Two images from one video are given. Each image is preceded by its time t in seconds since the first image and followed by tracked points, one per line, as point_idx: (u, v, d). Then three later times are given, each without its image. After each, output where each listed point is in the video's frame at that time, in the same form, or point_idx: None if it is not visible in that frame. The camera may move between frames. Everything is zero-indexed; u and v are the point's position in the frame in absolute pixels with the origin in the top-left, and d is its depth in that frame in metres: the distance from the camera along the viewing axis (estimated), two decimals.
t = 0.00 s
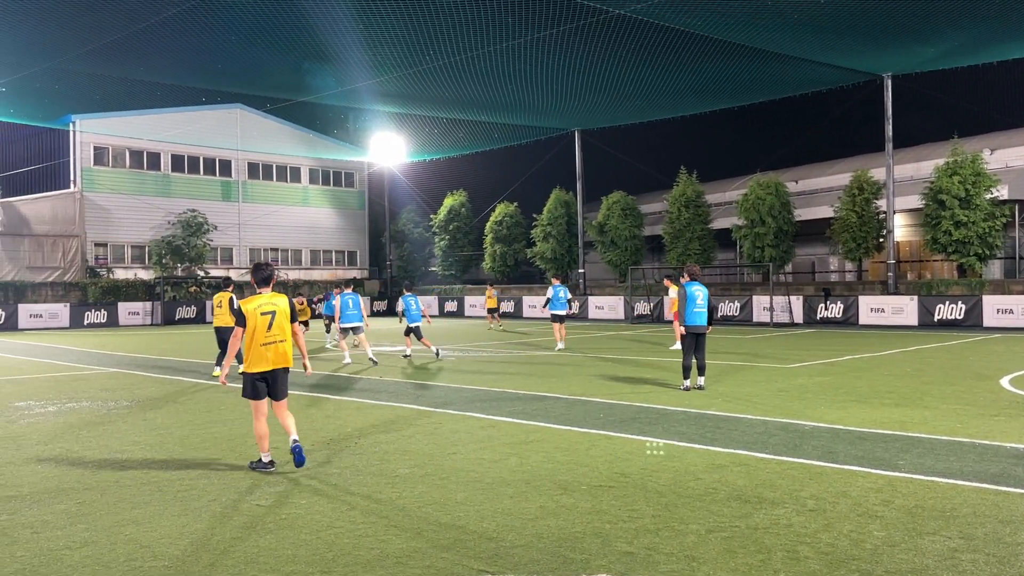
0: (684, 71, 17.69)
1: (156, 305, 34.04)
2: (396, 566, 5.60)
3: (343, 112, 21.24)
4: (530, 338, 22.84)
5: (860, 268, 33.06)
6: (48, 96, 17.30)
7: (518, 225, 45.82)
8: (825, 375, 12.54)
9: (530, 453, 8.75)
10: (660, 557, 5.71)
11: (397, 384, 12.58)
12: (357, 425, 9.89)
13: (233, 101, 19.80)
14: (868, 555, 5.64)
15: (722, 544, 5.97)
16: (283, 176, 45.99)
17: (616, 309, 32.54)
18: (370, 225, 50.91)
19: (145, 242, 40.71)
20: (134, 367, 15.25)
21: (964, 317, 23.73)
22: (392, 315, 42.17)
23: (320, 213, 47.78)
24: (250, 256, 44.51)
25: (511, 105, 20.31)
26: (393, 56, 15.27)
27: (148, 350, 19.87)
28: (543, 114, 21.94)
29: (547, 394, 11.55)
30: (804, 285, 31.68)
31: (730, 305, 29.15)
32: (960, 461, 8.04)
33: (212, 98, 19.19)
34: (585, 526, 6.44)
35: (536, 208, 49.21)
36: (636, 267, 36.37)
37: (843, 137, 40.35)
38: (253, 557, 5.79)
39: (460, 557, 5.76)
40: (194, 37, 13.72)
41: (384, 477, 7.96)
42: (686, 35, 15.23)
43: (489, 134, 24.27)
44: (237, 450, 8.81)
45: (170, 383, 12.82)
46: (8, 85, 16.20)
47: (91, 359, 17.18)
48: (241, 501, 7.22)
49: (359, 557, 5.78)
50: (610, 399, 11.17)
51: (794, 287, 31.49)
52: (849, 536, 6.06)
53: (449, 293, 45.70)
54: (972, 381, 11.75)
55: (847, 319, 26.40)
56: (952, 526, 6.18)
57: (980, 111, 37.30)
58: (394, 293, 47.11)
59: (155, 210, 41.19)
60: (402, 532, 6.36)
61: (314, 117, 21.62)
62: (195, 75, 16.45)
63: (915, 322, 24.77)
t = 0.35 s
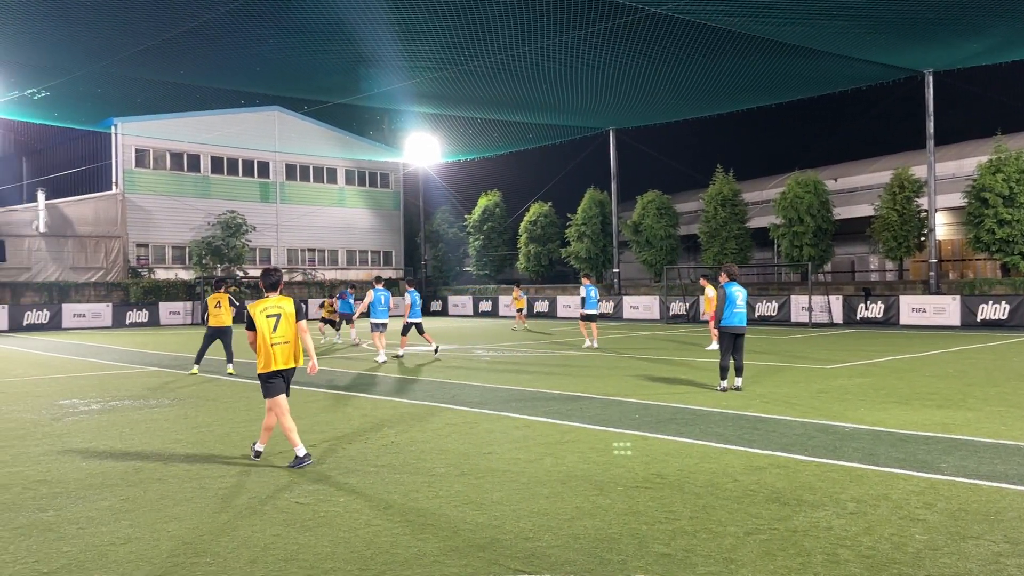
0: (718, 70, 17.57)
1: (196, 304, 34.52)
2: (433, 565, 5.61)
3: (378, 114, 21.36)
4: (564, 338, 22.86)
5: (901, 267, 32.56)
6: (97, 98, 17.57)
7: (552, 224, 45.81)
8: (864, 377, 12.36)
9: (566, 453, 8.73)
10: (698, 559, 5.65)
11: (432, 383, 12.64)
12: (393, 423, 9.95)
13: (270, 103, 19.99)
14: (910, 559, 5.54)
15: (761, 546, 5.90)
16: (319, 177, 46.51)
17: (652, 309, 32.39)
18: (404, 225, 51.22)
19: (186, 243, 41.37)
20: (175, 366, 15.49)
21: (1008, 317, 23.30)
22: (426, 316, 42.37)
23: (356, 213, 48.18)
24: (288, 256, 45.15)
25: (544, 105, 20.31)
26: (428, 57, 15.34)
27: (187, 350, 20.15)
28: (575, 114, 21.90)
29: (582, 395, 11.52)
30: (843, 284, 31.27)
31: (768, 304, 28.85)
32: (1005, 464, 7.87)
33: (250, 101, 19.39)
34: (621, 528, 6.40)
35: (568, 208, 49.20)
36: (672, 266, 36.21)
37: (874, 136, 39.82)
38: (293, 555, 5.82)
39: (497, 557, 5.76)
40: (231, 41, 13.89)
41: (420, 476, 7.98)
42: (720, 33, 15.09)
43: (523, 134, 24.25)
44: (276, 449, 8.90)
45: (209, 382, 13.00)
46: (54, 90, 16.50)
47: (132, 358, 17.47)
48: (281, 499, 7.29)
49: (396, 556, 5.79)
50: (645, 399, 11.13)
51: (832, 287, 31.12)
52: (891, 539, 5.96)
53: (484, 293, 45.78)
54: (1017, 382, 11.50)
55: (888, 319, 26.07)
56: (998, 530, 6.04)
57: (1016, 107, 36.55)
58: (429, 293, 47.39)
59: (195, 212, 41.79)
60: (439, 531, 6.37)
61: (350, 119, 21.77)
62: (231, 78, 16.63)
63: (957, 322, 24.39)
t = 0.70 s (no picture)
0: (765, 67, 17.31)
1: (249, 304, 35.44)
2: (482, 563, 5.63)
3: (426, 115, 21.50)
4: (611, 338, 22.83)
5: (959, 265, 31.82)
6: (160, 103, 18.14)
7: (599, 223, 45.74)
8: (921, 378, 12.08)
9: (614, 453, 8.71)
10: (748, 562, 5.58)
11: (480, 382, 12.71)
12: (440, 422, 10.01)
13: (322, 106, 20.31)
14: (967, 564, 5.42)
15: (813, 550, 5.81)
16: (368, 178, 47.17)
17: (701, 309, 32.30)
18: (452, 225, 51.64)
19: (240, 244, 42.28)
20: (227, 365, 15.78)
21: None
22: (473, 314, 42.67)
23: (405, 213, 48.71)
24: (338, 256, 45.88)
25: (588, 105, 20.23)
26: (474, 58, 15.36)
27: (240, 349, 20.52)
28: (619, 114, 21.78)
29: (630, 394, 11.49)
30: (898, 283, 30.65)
31: (821, 304, 28.40)
32: None
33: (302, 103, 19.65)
34: (670, 529, 6.35)
35: (612, 207, 49.05)
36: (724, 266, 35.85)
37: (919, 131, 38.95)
38: (343, 551, 5.89)
39: (546, 557, 5.75)
40: (282, 44, 14.10)
41: (469, 475, 8.02)
42: (768, 31, 14.84)
43: (567, 134, 24.21)
44: (326, 446, 9.04)
45: (261, 379, 13.28)
46: (114, 94, 16.91)
47: (186, 356, 17.84)
48: (332, 495, 7.39)
49: (445, 554, 5.82)
50: (693, 400, 11.05)
51: (887, 286, 30.49)
52: (947, 544, 5.82)
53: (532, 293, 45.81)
54: None
55: (945, 318, 25.54)
56: None
57: None
58: (477, 293, 47.65)
59: (249, 213, 42.77)
60: (488, 530, 6.38)
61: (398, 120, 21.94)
62: (282, 81, 16.90)
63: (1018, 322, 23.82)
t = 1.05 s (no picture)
0: (798, 65, 17.12)
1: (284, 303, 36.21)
2: (513, 563, 5.61)
3: (458, 115, 21.56)
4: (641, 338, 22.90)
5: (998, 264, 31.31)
6: (192, 105, 18.37)
7: (631, 222, 45.38)
8: (959, 379, 11.88)
9: (646, 454, 8.67)
10: (782, 564, 5.51)
11: (511, 382, 12.73)
12: (471, 421, 10.03)
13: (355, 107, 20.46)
14: (1009, 569, 5.31)
15: (848, 552, 5.73)
16: (400, 178, 47.40)
17: (733, 308, 32.22)
18: (483, 224, 51.65)
19: (274, 243, 42.74)
20: (262, 364, 15.95)
21: None
22: (503, 314, 42.77)
23: (436, 213, 48.84)
24: (370, 256, 46.12)
25: (619, 104, 20.16)
26: (506, 57, 15.38)
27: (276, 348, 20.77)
28: (650, 113, 21.69)
29: (662, 395, 11.44)
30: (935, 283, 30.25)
31: (856, 304, 28.18)
32: None
33: (335, 104, 19.84)
34: (702, 531, 6.27)
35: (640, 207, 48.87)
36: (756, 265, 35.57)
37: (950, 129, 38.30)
38: (376, 550, 5.88)
39: (578, 557, 5.72)
40: (317, 46, 14.25)
41: (500, 474, 8.02)
42: (801, 27, 14.68)
43: (598, 133, 24.14)
44: (360, 444, 9.10)
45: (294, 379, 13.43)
46: (150, 96, 17.18)
47: (222, 355, 18.06)
48: (365, 493, 7.42)
49: (477, 553, 5.81)
50: (727, 401, 10.98)
51: (924, 285, 30.09)
52: (987, 548, 5.72)
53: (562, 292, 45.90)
54: None
55: (984, 319, 25.17)
56: None
57: None
58: (508, 293, 47.75)
59: (283, 213, 43.19)
60: (520, 530, 6.36)
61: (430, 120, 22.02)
62: (316, 83, 17.06)
63: None
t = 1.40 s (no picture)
0: (833, 60, 16.85)
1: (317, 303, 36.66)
2: (544, 562, 5.50)
3: (490, 114, 21.55)
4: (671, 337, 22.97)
5: None
6: (229, 107, 18.61)
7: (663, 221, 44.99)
8: (998, 381, 11.67)
9: (679, 454, 8.58)
10: (818, 566, 5.36)
11: (542, 382, 12.74)
12: (502, 421, 10.06)
13: (388, 108, 20.60)
14: None
15: (885, 555, 5.57)
16: (431, 178, 47.58)
17: (767, 307, 32.25)
18: (514, 224, 51.64)
19: (307, 243, 43.14)
20: (295, 364, 16.11)
21: None
22: (535, 313, 42.94)
23: (467, 214, 48.95)
24: (402, 256, 46.30)
25: (651, 102, 20.04)
26: (537, 55, 15.31)
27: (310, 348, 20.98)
28: (682, 111, 21.52)
29: (694, 395, 11.39)
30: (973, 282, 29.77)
31: (893, 303, 27.87)
32: None
33: (367, 105, 19.99)
34: (736, 532, 6.11)
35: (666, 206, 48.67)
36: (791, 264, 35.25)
37: (983, 126, 37.59)
38: (407, 548, 5.77)
39: (610, 557, 5.59)
40: (351, 47, 14.32)
41: (531, 474, 7.97)
42: (836, 22, 14.43)
43: (631, 133, 24.00)
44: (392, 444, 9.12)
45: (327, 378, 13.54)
46: (186, 98, 17.43)
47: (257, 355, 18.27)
48: (397, 492, 7.34)
49: (509, 552, 5.70)
50: (760, 402, 10.89)
51: (962, 285, 29.62)
52: None
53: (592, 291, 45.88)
54: None
55: None
56: None
57: None
58: (539, 293, 47.82)
59: (316, 213, 43.57)
60: (551, 529, 6.25)
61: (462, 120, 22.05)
62: (348, 83, 17.12)
63: None
